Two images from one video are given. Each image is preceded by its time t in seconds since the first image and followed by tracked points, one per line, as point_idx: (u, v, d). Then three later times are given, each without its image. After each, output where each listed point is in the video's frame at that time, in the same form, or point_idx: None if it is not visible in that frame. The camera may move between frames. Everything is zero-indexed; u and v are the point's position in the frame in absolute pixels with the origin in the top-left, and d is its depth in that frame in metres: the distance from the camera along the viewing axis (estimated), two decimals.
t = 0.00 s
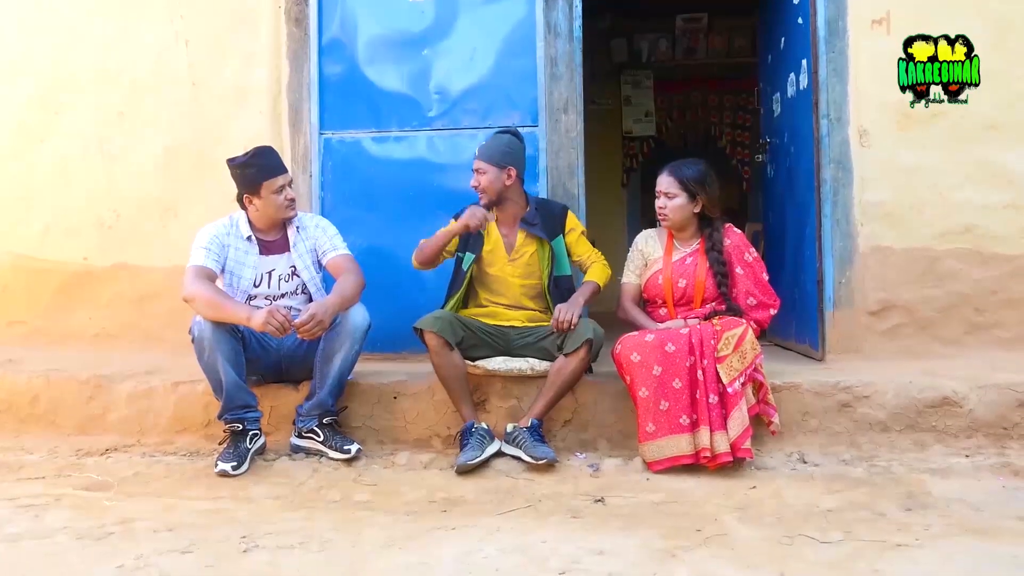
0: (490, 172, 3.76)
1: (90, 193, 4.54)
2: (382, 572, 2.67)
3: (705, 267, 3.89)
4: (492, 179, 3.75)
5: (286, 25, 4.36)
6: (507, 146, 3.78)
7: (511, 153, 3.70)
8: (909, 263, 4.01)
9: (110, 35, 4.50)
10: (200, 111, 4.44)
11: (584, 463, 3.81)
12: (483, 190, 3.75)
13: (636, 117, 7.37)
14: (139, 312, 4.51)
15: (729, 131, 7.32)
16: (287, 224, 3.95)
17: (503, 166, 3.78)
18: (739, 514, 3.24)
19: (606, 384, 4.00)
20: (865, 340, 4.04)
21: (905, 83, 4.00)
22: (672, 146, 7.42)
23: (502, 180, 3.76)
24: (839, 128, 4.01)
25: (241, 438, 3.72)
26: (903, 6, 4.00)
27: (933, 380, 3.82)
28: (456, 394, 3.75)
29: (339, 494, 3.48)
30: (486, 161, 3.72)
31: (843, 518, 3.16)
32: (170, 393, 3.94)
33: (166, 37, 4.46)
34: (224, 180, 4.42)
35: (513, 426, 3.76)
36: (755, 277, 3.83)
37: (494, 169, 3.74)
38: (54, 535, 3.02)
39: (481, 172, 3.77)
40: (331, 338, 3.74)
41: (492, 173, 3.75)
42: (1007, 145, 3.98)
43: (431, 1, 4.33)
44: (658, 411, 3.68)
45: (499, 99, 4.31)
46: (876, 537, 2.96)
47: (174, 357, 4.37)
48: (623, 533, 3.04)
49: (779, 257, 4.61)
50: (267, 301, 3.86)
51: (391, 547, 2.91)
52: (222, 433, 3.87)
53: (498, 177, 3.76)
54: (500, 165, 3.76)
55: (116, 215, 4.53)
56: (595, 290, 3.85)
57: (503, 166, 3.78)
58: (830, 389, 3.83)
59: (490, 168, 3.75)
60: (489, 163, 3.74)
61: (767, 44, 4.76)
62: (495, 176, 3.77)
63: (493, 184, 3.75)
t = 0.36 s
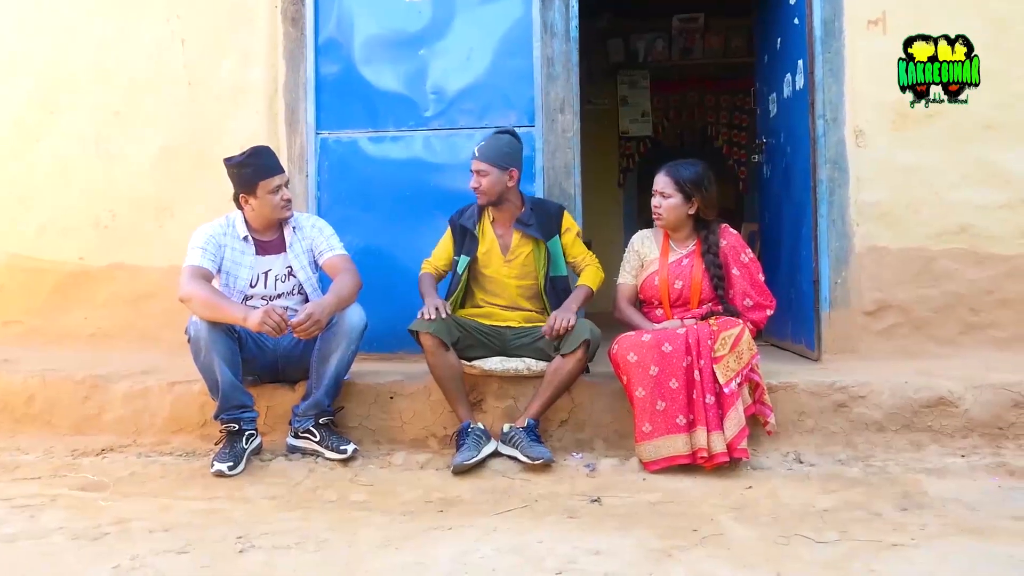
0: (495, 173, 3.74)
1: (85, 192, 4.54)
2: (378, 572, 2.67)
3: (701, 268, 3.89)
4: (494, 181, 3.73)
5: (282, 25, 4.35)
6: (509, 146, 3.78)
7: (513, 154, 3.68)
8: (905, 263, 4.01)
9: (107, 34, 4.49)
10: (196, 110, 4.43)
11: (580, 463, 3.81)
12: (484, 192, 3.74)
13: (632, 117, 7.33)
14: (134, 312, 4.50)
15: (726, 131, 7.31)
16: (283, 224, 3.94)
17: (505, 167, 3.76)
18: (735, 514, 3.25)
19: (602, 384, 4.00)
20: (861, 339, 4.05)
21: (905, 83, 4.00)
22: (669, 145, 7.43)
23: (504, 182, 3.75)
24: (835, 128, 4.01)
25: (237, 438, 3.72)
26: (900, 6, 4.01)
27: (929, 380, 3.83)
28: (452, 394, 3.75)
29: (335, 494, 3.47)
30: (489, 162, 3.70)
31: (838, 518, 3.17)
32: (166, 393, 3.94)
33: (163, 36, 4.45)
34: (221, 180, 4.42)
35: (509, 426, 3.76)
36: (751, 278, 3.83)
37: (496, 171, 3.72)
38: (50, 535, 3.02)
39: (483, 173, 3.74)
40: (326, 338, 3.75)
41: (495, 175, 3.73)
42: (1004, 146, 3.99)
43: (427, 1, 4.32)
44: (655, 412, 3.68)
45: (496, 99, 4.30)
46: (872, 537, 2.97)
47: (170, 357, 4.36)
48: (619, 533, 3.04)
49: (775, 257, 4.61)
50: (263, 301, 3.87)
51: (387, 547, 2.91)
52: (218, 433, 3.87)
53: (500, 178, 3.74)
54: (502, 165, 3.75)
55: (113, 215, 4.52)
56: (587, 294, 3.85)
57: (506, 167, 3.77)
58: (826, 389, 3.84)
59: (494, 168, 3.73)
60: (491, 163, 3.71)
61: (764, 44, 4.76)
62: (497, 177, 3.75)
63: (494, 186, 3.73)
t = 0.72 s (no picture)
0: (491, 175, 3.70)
1: (81, 191, 4.53)
2: (375, 572, 2.67)
3: (698, 269, 3.90)
4: (490, 183, 3.70)
5: (280, 25, 4.35)
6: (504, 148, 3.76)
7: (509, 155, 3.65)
8: (902, 263, 4.02)
9: (102, 33, 4.48)
10: (192, 109, 4.43)
11: (577, 463, 3.81)
12: (480, 195, 3.70)
13: (629, 117, 7.39)
14: (131, 312, 4.49)
15: (722, 132, 7.34)
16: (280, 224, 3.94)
17: (501, 168, 3.74)
18: (732, 514, 3.25)
19: (599, 384, 4.00)
20: (858, 339, 4.05)
21: (905, 83, 4.01)
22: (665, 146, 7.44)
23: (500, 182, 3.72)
24: (831, 128, 4.02)
25: (233, 438, 3.73)
26: (899, 6, 4.01)
27: (925, 380, 3.84)
28: (449, 394, 3.75)
29: (332, 494, 3.47)
30: (485, 165, 3.66)
31: (835, 518, 3.18)
32: (162, 393, 3.93)
33: (159, 35, 4.45)
34: (217, 178, 4.41)
35: (506, 426, 3.77)
36: (748, 279, 3.82)
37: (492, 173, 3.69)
38: (46, 535, 3.01)
39: (478, 175, 3.69)
40: (324, 338, 3.76)
41: (491, 176, 3.70)
42: (1002, 146, 4.00)
43: (424, 1, 4.32)
44: (652, 412, 3.69)
45: (493, 99, 4.30)
46: (869, 537, 2.97)
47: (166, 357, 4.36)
48: (616, 533, 3.04)
49: (772, 258, 4.61)
50: (260, 301, 3.86)
51: (384, 547, 2.91)
52: (214, 433, 3.86)
53: (496, 179, 3.72)
54: (498, 167, 3.73)
55: (109, 214, 4.51)
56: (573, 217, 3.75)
57: (502, 169, 3.75)
58: (822, 388, 3.85)
59: (490, 171, 3.70)
60: (487, 166, 3.67)
61: (760, 44, 4.76)
62: (494, 179, 3.72)
63: (491, 188, 3.70)
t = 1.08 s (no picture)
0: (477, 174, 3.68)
1: (79, 191, 4.52)
2: (373, 572, 2.67)
3: (695, 269, 3.90)
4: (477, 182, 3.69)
5: (277, 24, 4.35)
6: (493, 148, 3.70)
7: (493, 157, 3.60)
8: (899, 263, 4.02)
9: (100, 33, 4.48)
10: (190, 109, 4.42)
11: (575, 463, 3.80)
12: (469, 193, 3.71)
13: (626, 117, 7.40)
14: (127, 311, 4.49)
15: (720, 131, 7.36)
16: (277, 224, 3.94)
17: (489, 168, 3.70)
18: (729, 513, 3.26)
19: (597, 384, 3.99)
20: (855, 339, 4.05)
21: (905, 83, 4.01)
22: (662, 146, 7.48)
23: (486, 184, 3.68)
24: (829, 128, 4.02)
25: (232, 438, 3.75)
26: (896, 6, 4.02)
27: (922, 379, 3.84)
28: (446, 394, 3.75)
29: (329, 494, 3.47)
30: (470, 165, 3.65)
31: (832, 517, 3.18)
32: (159, 393, 3.92)
33: (156, 34, 4.45)
34: (214, 178, 4.40)
35: (503, 427, 3.77)
36: (745, 279, 3.85)
37: (478, 173, 3.65)
38: (43, 535, 3.01)
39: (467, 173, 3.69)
40: (321, 338, 3.76)
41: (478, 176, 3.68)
42: (1000, 146, 4.00)
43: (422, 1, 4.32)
44: (649, 412, 3.72)
45: (491, 99, 4.30)
46: (865, 536, 2.98)
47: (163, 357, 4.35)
48: (613, 532, 3.04)
49: (770, 258, 4.61)
50: (258, 301, 3.86)
51: (381, 547, 2.91)
52: (211, 433, 3.86)
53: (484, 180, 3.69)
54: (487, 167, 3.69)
55: (106, 214, 4.51)
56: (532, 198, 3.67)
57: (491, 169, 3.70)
58: (819, 388, 3.85)
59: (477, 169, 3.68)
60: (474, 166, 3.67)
61: (758, 44, 4.76)
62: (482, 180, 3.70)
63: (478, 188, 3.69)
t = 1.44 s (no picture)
0: (457, 174, 3.77)
1: (78, 191, 4.53)
2: (373, 572, 2.67)
3: (696, 268, 3.90)
4: (458, 183, 3.77)
5: (277, 24, 4.35)
6: (472, 147, 3.78)
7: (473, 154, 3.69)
8: (899, 263, 4.02)
9: (99, 32, 4.48)
10: (190, 109, 4.42)
11: (575, 463, 3.80)
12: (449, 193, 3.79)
13: (627, 117, 7.40)
14: (127, 311, 4.49)
15: (720, 131, 7.36)
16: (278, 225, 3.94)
17: (468, 168, 3.78)
18: (729, 513, 3.26)
19: (597, 384, 3.99)
20: (855, 339, 4.04)
21: (905, 83, 4.01)
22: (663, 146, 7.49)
23: (468, 183, 3.77)
24: (829, 128, 4.02)
25: (232, 438, 3.75)
26: (896, 6, 4.01)
27: (923, 379, 3.84)
28: (446, 394, 3.75)
29: (329, 494, 3.48)
30: (450, 165, 3.74)
31: (832, 517, 3.18)
32: (159, 393, 3.92)
33: (156, 34, 4.45)
34: (215, 178, 4.40)
35: (503, 426, 3.77)
36: (746, 278, 3.86)
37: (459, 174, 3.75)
38: (44, 535, 3.01)
39: (449, 174, 3.78)
40: (321, 338, 3.76)
41: (458, 176, 3.77)
42: (999, 146, 4.00)
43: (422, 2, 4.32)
44: (649, 412, 3.73)
45: (491, 99, 4.29)
46: (865, 536, 2.98)
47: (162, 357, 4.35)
48: (613, 532, 3.04)
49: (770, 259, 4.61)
50: (258, 301, 3.86)
51: (382, 547, 2.91)
52: (211, 433, 3.86)
53: (464, 180, 3.78)
54: (466, 167, 3.78)
55: (106, 214, 4.51)
56: (586, 276, 3.73)
57: (470, 169, 3.79)
58: (819, 388, 3.85)
59: (458, 170, 3.77)
60: (454, 165, 3.76)
61: (758, 43, 4.76)
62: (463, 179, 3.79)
63: (459, 188, 3.77)
